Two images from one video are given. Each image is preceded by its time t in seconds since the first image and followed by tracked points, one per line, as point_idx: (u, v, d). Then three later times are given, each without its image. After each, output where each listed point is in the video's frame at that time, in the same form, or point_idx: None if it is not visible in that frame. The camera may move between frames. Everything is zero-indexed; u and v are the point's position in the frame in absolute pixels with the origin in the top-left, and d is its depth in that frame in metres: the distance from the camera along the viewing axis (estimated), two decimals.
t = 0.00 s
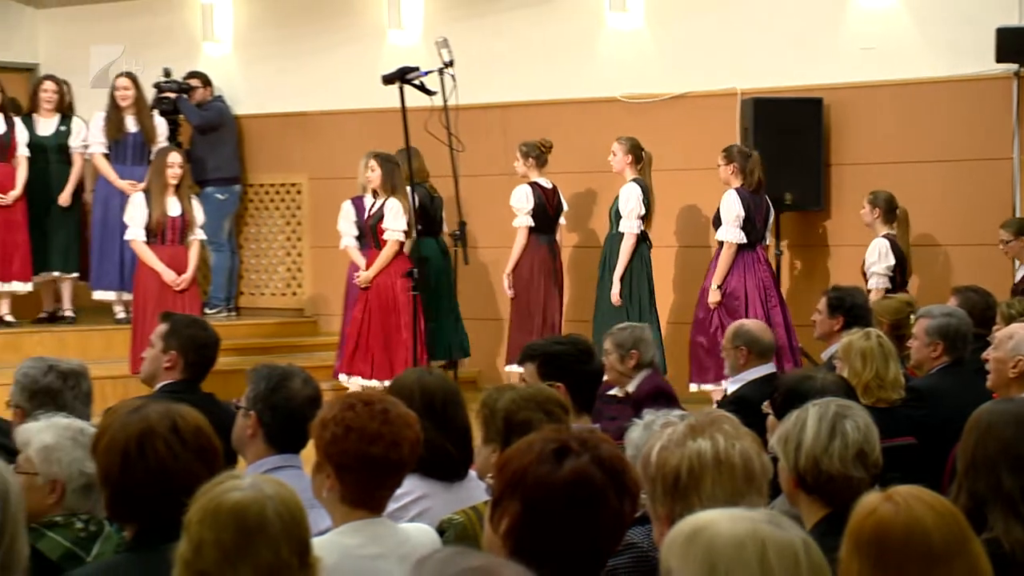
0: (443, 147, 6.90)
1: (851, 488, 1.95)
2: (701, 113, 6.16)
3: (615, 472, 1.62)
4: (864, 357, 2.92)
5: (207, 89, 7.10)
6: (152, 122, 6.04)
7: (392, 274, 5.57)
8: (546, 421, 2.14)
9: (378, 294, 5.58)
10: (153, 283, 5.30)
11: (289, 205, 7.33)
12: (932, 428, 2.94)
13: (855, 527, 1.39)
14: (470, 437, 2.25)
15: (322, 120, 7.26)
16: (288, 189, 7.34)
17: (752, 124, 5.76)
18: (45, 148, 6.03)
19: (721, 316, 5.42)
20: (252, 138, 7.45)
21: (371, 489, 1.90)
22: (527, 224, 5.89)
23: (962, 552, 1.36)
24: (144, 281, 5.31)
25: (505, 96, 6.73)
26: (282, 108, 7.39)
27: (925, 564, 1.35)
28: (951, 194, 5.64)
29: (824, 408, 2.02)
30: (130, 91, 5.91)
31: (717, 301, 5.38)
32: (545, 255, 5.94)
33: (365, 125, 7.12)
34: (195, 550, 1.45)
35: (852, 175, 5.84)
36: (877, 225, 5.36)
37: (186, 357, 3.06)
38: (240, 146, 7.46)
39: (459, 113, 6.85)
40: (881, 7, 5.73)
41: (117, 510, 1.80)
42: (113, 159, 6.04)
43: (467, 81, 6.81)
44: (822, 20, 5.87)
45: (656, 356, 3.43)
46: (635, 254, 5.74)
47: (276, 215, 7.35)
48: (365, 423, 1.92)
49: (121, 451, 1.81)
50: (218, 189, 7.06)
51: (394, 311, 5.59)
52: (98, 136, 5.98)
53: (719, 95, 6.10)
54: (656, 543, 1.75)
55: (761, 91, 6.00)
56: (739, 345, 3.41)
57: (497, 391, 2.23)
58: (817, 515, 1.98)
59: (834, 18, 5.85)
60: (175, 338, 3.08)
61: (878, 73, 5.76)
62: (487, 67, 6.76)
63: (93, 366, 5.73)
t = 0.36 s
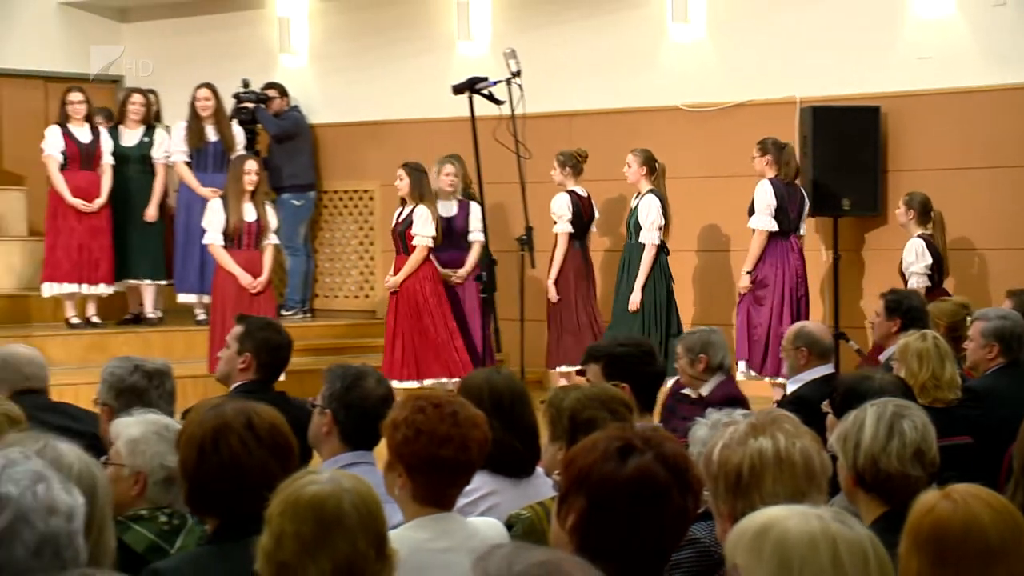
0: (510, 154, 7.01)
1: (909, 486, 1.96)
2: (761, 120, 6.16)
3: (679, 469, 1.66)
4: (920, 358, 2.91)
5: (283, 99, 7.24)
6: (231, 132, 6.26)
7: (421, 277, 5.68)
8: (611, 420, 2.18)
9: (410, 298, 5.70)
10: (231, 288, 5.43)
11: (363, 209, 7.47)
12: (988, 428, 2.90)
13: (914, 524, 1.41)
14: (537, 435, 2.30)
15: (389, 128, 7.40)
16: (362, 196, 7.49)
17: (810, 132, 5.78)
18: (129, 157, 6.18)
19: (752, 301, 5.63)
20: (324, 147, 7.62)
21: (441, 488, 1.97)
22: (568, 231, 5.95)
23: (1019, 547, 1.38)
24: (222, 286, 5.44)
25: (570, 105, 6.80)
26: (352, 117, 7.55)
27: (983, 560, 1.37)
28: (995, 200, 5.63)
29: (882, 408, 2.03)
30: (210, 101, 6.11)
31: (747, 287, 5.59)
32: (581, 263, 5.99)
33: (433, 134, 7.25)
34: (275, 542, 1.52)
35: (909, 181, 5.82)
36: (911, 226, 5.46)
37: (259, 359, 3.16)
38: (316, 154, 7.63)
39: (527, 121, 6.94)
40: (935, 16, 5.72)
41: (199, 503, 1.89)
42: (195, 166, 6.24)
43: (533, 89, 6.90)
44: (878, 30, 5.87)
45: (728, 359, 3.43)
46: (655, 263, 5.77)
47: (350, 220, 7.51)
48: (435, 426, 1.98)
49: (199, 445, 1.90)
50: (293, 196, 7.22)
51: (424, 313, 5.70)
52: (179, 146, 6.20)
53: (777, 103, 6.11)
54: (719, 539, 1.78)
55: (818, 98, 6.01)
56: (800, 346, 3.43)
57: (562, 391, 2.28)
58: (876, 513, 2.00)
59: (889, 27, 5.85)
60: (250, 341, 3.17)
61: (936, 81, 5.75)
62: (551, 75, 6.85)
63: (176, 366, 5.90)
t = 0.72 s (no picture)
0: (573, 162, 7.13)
1: (962, 484, 1.98)
2: (817, 127, 6.32)
3: (738, 466, 1.71)
4: (971, 359, 2.94)
5: (355, 108, 7.38)
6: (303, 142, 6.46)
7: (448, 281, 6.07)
8: (671, 419, 2.23)
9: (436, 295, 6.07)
10: (307, 286, 5.57)
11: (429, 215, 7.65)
12: None
13: (969, 520, 1.44)
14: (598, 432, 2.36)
15: (454, 136, 7.58)
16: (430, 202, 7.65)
17: (863, 141, 5.83)
18: (218, 163, 6.45)
19: (790, 306, 5.75)
20: (394, 154, 7.83)
21: (505, 485, 2.03)
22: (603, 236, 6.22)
23: None
24: (298, 285, 5.58)
25: (632, 114, 6.97)
26: (418, 126, 7.75)
27: None
28: None
29: (936, 408, 2.05)
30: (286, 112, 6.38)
31: (787, 292, 5.69)
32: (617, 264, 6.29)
33: (500, 141, 7.41)
34: (352, 533, 1.60)
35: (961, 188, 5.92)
36: (930, 222, 5.55)
37: (303, 356, 3.34)
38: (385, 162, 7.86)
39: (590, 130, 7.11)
40: (986, 26, 5.85)
41: (274, 496, 1.97)
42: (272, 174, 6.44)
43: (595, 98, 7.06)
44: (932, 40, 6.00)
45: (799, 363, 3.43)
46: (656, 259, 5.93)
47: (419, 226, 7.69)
48: (499, 426, 2.04)
49: (274, 440, 1.99)
50: (364, 203, 7.34)
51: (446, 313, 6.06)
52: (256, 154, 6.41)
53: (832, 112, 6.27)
54: (776, 535, 1.82)
55: (873, 107, 6.14)
56: (856, 346, 3.43)
57: (623, 391, 2.32)
58: (929, 510, 2.02)
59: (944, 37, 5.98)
60: (292, 340, 3.34)
61: (989, 89, 5.86)
62: (613, 84, 7.01)
63: (252, 365, 6.07)
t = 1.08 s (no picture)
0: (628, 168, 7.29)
1: (1012, 483, 1.99)
2: (870, 133, 6.35)
3: (790, 464, 1.75)
4: (1020, 360, 3.00)
5: (417, 117, 7.51)
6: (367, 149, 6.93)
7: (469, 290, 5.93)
8: (725, 418, 2.27)
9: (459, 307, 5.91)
10: (375, 290, 5.69)
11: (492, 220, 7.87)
12: None
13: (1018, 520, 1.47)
14: (653, 430, 2.40)
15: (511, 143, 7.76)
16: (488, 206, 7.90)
17: (912, 145, 5.90)
18: (297, 171, 6.71)
19: (817, 306, 5.88)
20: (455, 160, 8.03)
21: (563, 482, 2.08)
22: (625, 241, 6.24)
23: None
24: (367, 288, 5.70)
25: (685, 121, 7.07)
26: (477, 134, 7.94)
27: None
28: None
29: (985, 408, 2.07)
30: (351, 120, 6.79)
31: (818, 292, 5.82)
32: (637, 268, 6.34)
33: (559, 148, 7.54)
34: (416, 528, 1.67)
35: (1008, 194, 5.93)
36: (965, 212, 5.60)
37: (327, 357, 3.47)
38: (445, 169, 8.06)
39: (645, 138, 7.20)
40: None
41: (341, 491, 2.05)
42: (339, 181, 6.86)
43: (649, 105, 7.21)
44: (980, 48, 6.03)
45: (861, 375, 3.43)
46: (669, 265, 6.08)
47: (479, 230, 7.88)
48: (558, 425, 2.09)
49: (341, 435, 2.07)
50: (426, 208, 7.48)
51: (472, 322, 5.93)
52: (329, 162, 6.79)
53: (881, 119, 6.31)
54: (828, 532, 1.85)
55: (922, 113, 6.19)
56: (905, 348, 3.58)
57: (678, 390, 2.36)
58: (978, 507, 2.03)
59: (993, 45, 5.99)
60: (315, 344, 3.48)
61: None
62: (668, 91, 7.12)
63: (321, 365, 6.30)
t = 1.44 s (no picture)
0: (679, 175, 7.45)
1: None
2: (912, 143, 6.54)
3: (838, 462, 1.80)
4: None
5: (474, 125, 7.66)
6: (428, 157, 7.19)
7: (492, 291, 6.00)
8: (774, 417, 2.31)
9: (484, 306, 6.00)
10: (436, 291, 6.09)
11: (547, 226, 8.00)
12: None
13: None
14: (704, 429, 2.45)
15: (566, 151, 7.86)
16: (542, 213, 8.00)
17: (956, 152, 6.03)
18: (365, 177, 6.89)
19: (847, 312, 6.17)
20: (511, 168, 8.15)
21: (617, 478, 2.14)
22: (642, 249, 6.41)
23: None
24: (428, 291, 6.11)
25: (736, 129, 7.22)
26: (531, 141, 8.04)
27: None
28: None
29: None
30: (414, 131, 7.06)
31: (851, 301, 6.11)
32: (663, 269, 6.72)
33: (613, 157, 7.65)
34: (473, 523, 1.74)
35: None
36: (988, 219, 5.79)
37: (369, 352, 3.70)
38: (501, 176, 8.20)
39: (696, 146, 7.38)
40: None
41: (405, 485, 2.14)
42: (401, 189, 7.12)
43: (700, 113, 7.33)
44: None
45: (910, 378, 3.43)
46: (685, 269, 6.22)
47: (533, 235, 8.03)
48: (611, 421, 2.15)
49: (404, 431, 2.16)
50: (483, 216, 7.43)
51: (495, 320, 6.01)
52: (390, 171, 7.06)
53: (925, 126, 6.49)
54: (875, 528, 1.89)
55: (967, 121, 6.34)
56: (951, 349, 3.61)
57: (728, 389, 2.41)
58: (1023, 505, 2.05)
59: None
60: (354, 341, 3.71)
61: None
62: (720, 99, 7.25)
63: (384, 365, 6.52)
